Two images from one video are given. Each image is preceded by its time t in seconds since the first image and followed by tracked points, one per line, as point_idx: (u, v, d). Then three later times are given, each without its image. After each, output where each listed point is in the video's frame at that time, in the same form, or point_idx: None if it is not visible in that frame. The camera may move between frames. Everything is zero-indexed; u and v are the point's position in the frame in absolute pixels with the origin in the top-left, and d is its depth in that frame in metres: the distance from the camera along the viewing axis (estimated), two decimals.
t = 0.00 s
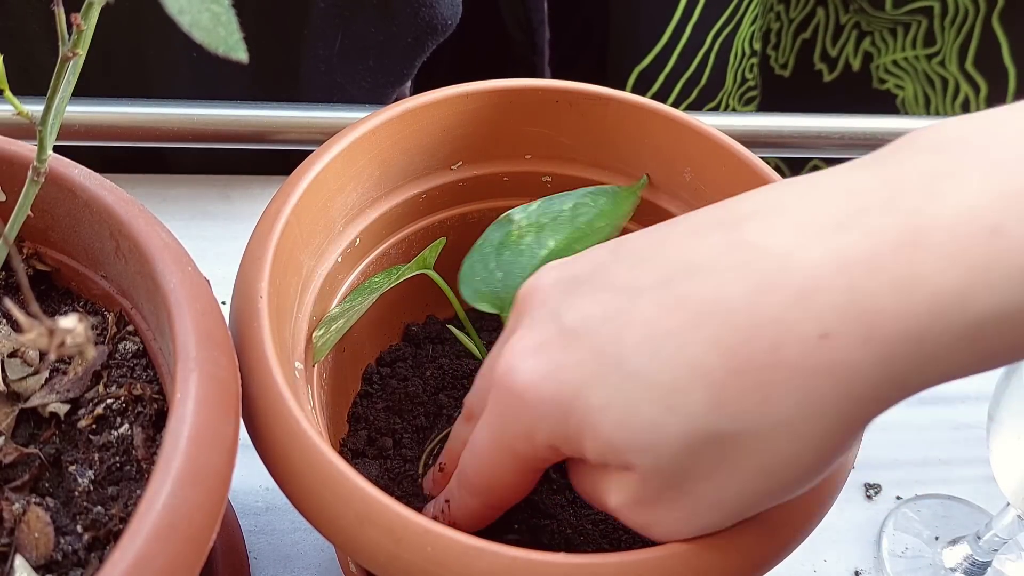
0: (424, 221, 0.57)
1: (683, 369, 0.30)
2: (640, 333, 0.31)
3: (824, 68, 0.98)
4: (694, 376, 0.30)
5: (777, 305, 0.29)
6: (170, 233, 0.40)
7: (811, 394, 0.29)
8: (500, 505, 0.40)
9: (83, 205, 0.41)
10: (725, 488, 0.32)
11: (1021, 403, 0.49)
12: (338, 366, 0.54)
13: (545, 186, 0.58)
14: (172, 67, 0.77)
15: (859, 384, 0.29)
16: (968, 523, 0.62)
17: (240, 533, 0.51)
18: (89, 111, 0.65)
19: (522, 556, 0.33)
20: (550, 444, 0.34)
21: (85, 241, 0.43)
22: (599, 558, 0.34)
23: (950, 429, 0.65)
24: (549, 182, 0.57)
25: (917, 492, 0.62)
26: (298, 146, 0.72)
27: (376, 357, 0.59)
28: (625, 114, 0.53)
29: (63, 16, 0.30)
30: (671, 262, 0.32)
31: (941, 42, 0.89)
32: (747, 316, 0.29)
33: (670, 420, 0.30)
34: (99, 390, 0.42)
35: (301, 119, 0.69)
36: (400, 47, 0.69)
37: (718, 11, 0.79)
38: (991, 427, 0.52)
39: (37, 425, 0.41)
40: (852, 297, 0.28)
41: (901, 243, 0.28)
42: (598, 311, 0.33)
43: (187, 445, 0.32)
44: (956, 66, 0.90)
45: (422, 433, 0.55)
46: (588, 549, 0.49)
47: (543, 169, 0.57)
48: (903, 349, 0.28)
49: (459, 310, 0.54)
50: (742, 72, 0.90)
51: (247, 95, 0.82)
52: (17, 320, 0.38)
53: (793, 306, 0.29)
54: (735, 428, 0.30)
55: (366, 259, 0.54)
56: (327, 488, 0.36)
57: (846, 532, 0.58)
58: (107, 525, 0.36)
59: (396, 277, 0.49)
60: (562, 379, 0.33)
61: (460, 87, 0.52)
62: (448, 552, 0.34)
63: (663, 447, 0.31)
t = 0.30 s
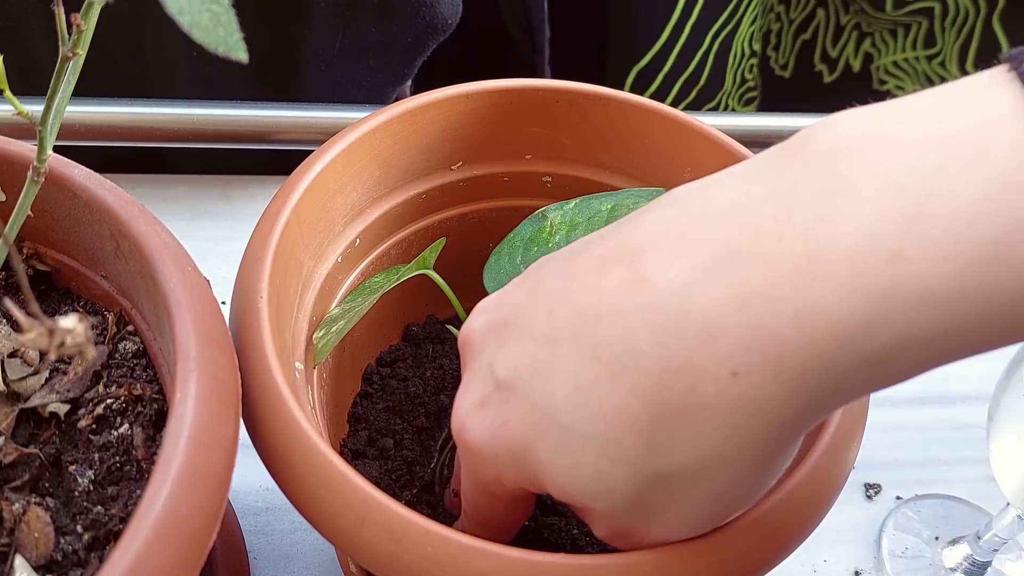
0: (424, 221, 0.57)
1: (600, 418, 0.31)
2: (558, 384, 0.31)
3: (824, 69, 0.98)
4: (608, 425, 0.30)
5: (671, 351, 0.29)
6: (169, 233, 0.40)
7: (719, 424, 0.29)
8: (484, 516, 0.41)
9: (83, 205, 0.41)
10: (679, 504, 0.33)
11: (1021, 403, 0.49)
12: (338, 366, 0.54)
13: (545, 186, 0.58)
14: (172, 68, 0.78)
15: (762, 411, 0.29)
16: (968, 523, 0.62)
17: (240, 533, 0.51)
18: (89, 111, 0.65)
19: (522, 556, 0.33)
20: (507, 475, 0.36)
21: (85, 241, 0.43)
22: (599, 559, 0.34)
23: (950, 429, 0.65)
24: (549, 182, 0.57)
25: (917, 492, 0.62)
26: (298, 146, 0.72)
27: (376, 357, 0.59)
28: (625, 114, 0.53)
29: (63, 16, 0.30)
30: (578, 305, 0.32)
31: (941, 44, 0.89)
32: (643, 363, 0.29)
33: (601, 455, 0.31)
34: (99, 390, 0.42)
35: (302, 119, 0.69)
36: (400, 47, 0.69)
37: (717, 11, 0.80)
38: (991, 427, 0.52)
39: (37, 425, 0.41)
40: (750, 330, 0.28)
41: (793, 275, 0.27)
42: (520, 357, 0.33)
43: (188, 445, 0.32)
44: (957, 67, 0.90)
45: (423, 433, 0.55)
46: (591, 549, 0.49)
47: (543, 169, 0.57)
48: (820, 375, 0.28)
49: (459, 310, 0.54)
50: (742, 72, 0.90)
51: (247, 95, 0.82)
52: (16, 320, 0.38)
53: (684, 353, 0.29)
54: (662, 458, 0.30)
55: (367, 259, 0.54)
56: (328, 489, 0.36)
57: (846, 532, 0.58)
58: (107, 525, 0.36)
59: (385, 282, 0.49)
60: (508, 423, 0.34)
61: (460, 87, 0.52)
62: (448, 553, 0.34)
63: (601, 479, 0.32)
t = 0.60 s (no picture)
0: (424, 221, 0.57)
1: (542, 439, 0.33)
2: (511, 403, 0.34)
3: (824, 68, 0.98)
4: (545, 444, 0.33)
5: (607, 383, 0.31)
6: (169, 233, 0.40)
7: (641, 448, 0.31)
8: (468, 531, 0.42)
9: (83, 205, 0.41)
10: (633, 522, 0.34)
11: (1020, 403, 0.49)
12: (338, 366, 0.54)
13: (545, 186, 0.58)
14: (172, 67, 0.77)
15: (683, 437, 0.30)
16: (969, 523, 0.62)
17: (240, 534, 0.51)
18: (89, 111, 0.65)
19: (522, 556, 0.33)
20: (479, 492, 0.38)
21: (85, 241, 0.43)
22: (600, 558, 0.34)
23: (950, 429, 0.65)
24: (550, 182, 0.57)
25: (917, 492, 0.62)
26: (298, 145, 0.72)
27: (376, 357, 0.59)
28: (625, 113, 0.53)
29: (63, 16, 0.30)
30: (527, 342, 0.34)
31: (941, 43, 0.89)
32: (571, 403, 0.32)
33: (557, 468, 0.33)
34: (99, 390, 0.42)
35: (301, 119, 0.69)
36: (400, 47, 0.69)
37: (718, 10, 0.79)
38: (991, 427, 0.52)
39: (37, 425, 0.41)
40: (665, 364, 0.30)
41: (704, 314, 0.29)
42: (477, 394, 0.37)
43: (187, 445, 0.32)
44: (957, 67, 0.90)
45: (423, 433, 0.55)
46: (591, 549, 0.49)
47: (543, 169, 0.57)
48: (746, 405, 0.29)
49: (458, 310, 0.54)
50: (742, 72, 0.90)
51: (246, 95, 0.82)
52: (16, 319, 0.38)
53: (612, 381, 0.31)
54: (605, 482, 0.32)
55: (366, 259, 0.54)
56: (328, 489, 0.36)
57: (846, 532, 0.58)
58: (107, 525, 0.37)
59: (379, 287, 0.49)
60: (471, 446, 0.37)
61: (460, 87, 0.52)
62: (448, 553, 0.34)
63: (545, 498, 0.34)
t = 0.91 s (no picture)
0: (424, 221, 0.57)
1: (683, 280, 0.26)
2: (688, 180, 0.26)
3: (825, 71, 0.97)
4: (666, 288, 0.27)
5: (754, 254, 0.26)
6: (170, 233, 0.40)
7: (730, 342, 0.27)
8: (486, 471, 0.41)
9: (83, 205, 0.41)
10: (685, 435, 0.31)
11: (1021, 404, 0.49)
12: (338, 367, 0.54)
13: (545, 186, 0.58)
14: (172, 67, 0.78)
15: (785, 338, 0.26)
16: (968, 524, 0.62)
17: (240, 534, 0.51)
18: (88, 111, 0.65)
19: (521, 556, 0.33)
20: (629, 293, 0.28)
21: (85, 241, 0.43)
22: (600, 557, 0.34)
23: (950, 429, 0.65)
24: (550, 182, 0.58)
25: (917, 492, 0.62)
26: (298, 146, 0.72)
27: (376, 357, 0.59)
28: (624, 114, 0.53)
29: (63, 16, 0.30)
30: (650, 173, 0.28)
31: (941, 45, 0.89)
32: (836, 136, 0.25)
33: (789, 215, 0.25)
34: (99, 390, 0.42)
35: (301, 119, 0.69)
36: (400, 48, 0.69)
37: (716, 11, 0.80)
38: (991, 427, 0.52)
39: (37, 425, 0.41)
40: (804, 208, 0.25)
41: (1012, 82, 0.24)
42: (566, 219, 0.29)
43: (187, 444, 0.32)
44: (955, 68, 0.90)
45: (423, 433, 0.55)
46: (590, 549, 0.48)
47: (543, 169, 0.57)
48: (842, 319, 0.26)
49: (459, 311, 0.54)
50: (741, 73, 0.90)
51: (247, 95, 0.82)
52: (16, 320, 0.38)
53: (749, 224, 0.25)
54: (834, 237, 0.25)
55: (367, 259, 0.54)
56: (327, 489, 0.36)
57: (846, 532, 0.58)
58: (107, 525, 0.36)
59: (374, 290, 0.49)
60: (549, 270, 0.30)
61: (460, 87, 0.52)
62: (448, 552, 0.34)
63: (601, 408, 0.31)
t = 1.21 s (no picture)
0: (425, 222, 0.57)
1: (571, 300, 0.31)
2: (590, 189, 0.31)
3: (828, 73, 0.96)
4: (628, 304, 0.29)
5: (730, 247, 0.27)
6: (170, 233, 0.40)
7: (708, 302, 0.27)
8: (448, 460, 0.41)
9: (83, 205, 0.41)
10: (676, 421, 0.31)
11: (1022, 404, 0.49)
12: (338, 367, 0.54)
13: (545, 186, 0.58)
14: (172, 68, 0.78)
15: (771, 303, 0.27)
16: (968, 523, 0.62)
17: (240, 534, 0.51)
18: (89, 111, 0.65)
19: (521, 556, 0.33)
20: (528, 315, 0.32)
21: (85, 241, 0.43)
22: (601, 558, 0.34)
23: (950, 429, 0.65)
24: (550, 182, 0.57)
25: (917, 492, 0.62)
26: (298, 146, 0.72)
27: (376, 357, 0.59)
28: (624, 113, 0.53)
29: (63, 16, 0.30)
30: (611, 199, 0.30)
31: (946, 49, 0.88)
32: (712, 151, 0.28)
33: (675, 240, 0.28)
34: (99, 390, 0.42)
35: (302, 119, 0.69)
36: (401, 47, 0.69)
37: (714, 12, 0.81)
38: (991, 427, 0.52)
39: (37, 425, 0.41)
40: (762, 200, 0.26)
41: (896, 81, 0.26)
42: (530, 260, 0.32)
43: (188, 444, 0.32)
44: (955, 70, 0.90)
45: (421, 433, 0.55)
46: (590, 549, 0.48)
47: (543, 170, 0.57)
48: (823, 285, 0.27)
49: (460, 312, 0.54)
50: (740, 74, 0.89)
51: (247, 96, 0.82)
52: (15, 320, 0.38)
53: (721, 228, 0.27)
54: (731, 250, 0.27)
55: (367, 260, 0.54)
56: (329, 489, 0.36)
57: (846, 532, 0.58)
58: (107, 525, 0.37)
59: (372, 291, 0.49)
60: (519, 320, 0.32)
61: (460, 87, 0.52)
62: (448, 552, 0.34)
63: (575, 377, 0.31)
